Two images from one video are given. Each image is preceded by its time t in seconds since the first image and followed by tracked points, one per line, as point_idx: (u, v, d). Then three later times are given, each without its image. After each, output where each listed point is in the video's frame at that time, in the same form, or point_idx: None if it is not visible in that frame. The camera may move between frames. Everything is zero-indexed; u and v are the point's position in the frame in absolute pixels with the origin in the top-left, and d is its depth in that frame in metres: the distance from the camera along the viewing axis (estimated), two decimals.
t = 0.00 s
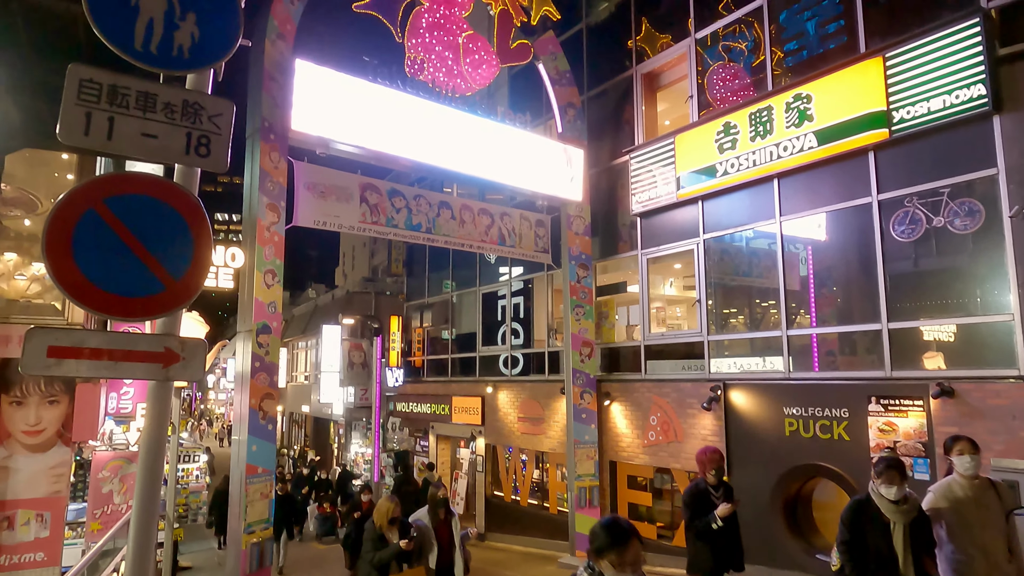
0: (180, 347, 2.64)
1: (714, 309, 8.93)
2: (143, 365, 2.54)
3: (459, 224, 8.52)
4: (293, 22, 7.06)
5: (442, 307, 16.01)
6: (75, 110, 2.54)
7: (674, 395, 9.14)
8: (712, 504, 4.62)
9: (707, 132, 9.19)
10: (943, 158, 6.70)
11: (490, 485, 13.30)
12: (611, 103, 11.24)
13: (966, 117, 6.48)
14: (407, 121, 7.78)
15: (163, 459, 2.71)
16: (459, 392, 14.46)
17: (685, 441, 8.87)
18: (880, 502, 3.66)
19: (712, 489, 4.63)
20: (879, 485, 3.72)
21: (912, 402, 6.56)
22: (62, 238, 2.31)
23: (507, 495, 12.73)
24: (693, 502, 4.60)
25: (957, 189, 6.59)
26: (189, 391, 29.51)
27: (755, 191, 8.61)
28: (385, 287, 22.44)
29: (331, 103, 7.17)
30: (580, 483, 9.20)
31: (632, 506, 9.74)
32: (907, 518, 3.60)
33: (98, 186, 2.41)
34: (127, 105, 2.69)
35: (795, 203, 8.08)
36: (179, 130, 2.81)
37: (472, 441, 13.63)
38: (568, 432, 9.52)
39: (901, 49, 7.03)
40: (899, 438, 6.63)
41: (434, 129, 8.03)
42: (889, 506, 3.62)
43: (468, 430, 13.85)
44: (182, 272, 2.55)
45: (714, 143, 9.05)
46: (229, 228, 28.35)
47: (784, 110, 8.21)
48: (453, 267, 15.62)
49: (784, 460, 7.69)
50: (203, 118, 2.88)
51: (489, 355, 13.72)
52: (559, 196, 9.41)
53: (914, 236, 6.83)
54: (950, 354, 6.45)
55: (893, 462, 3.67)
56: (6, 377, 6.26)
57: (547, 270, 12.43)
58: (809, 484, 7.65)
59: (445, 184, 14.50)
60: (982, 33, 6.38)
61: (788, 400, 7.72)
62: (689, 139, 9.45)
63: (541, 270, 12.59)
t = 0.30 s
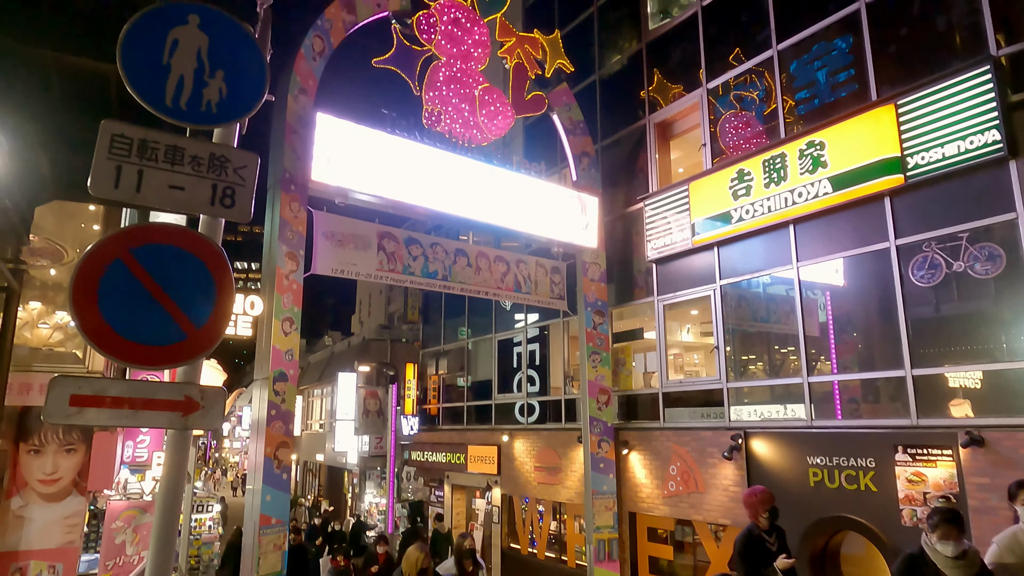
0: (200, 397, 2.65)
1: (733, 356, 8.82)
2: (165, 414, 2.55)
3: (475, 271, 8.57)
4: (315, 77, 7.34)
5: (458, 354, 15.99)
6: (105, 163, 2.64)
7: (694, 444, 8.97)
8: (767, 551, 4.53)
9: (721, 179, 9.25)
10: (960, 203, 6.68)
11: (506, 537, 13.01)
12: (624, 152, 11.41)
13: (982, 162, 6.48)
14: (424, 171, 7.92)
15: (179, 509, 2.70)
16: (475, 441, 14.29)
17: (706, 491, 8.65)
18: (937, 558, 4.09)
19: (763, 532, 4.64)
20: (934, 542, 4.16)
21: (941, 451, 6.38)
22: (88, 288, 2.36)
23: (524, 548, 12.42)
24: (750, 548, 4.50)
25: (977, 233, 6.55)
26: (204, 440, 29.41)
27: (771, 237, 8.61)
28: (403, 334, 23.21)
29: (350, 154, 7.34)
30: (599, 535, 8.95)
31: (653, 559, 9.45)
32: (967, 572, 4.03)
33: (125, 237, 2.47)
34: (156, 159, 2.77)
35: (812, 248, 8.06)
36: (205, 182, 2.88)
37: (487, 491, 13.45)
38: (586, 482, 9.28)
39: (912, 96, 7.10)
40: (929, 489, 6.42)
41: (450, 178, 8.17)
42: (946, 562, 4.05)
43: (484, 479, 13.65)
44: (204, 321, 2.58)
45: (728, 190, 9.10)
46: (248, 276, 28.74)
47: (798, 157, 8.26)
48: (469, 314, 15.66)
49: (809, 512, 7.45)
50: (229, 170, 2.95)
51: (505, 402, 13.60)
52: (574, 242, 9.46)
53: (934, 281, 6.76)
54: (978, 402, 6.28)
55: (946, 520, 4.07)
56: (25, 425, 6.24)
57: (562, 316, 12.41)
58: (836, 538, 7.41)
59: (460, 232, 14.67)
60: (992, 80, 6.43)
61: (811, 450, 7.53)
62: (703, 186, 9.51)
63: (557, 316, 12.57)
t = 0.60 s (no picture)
0: (215, 437, 2.65)
1: (747, 394, 8.72)
2: (179, 453, 2.55)
3: (487, 309, 8.58)
4: (330, 120, 7.51)
5: (470, 392, 15.92)
6: (128, 207, 2.70)
7: (710, 484, 8.81)
8: None
9: (731, 216, 9.28)
10: (974, 239, 6.65)
11: None
12: (635, 190, 11.51)
13: (994, 199, 6.47)
14: (436, 210, 8.02)
15: (192, 550, 2.69)
16: (487, 481, 14.11)
17: (723, 533, 8.45)
18: None
19: None
20: None
21: (966, 491, 6.22)
22: (109, 327, 2.40)
23: None
24: None
25: (992, 269, 6.50)
26: (214, 480, 29.21)
27: (784, 273, 8.59)
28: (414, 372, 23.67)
29: (364, 194, 7.45)
30: None
31: None
32: None
33: (145, 278, 2.51)
34: (177, 203, 2.84)
35: (825, 285, 8.02)
36: (224, 225, 2.93)
37: (499, 533, 13.31)
38: (600, 524, 9.07)
39: (921, 134, 7.13)
40: (954, 532, 6.25)
41: (462, 217, 8.26)
42: None
43: (496, 521, 13.44)
44: (220, 360, 2.60)
45: (739, 227, 9.12)
46: (263, 315, 28.91)
47: (808, 194, 8.29)
48: (481, 352, 15.64)
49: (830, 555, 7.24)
50: (247, 213, 3.01)
51: (518, 441, 13.47)
52: (585, 279, 9.47)
53: (951, 317, 6.68)
54: (1001, 441, 6.14)
55: None
56: (38, 466, 6.39)
57: (574, 354, 12.36)
58: None
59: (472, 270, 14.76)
60: (1001, 117, 6.47)
61: (831, 491, 7.37)
62: (713, 224, 9.54)
63: (569, 354, 12.52)
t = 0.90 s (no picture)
0: (224, 459, 2.65)
1: (758, 416, 8.65)
2: (188, 476, 2.55)
3: (495, 330, 8.57)
4: (340, 143, 7.58)
5: (478, 415, 15.85)
6: (141, 231, 2.73)
7: (721, 508, 8.69)
8: None
9: (740, 237, 9.26)
10: (985, 259, 6.61)
11: None
12: (642, 212, 11.54)
13: (1004, 219, 6.44)
14: (445, 232, 8.07)
15: (199, 574, 2.67)
16: (496, 504, 14.01)
17: (735, 558, 8.32)
18: None
19: None
20: None
21: (982, 516, 6.12)
22: (120, 350, 2.42)
23: None
24: None
25: (1004, 289, 6.45)
26: (221, 503, 29.06)
27: (793, 294, 8.56)
28: (421, 395, 23.89)
29: (372, 217, 7.50)
30: None
31: None
32: None
33: (156, 301, 2.53)
34: (189, 226, 2.87)
35: (835, 305, 7.98)
36: (235, 247, 2.96)
37: (509, 557, 13.13)
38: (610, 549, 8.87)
39: (928, 154, 7.12)
40: (972, 557, 6.16)
41: (470, 239, 8.29)
42: None
43: (505, 545, 13.29)
44: (231, 383, 2.60)
45: (747, 248, 9.11)
46: (271, 338, 28.97)
47: (816, 215, 8.27)
48: (489, 374, 15.60)
49: None
50: (258, 236, 3.04)
51: (526, 464, 13.37)
52: (594, 300, 9.46)
53: (963, 337, 6.62)
54: (1017, 464, 6.03)
55: None
56: (48, 488, 6.65)
57: (583, 376, 12.29)
58: None
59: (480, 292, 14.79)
60: (1009, 138, 6.46)
61: (845, 515, 7.26)
62: (721, 245, 9.53)
63: (577, 376, 12.46)
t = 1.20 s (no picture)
0: (232, 479, 2.61)
1: (770, 435, 8.56)
2: (197, 497, 2.54)
3: (504, 348, 8.56)
4: (350, 163, 7.64)
5: (487, 434, 15.77)
6: (152, 251, 2.76)
7: (734, 528, 8.58)
8: None
9: (749, 254, 9.23)
10: (998, 275, 6.55)
11: None
12: (651, 230, 11.54)
13: (1016, 234, 6.39)
14: (453, 251, 8.09)
15: None
16: (505, 525, 13.88)
17: None
18: None
19: None
20: None
21: (1001, 537, 6.02)
22: (130, 369, 2.43)
23: None
24: None
25: (1018, 305, 6.38)
26: (229, 523, 28.92)
27: (804, 311, 8.50)
28: (431, 414, 23.85)
29: (383, 236, 7.56)
30: None
31: None
32: None
33: (167, 319, 2.55)
34: (200, 246, 2.89)
35: (846, 323, 7.92)
36: (245, 267, 2.98)
37: None
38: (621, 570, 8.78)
39: (939, 170, 7.10)
40: None
41: (478, 257, 8.31)
42: None
43: (514, 566, 13.11)
44: (239, 403, 2.60)
45: (757, 265, 9.07)
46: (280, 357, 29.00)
47: (826, 232, 8.24)
48: (498, 393, 15.53)
49: None
50: (268, 255, 3.05)
51: (536, 483, 13.26)
52: (603, 318, 9.43)
53: (978, 354, 6.54)
54: None
55: None
56: (57, 509, 6.72)
57: (593, 395, 12.21)
58: None
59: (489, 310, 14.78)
60: (1020, 153, 6.44)
61: (860, 535, 7.14)
62: (731, 262, 9.50)
63: (587, 394, 12.38)
